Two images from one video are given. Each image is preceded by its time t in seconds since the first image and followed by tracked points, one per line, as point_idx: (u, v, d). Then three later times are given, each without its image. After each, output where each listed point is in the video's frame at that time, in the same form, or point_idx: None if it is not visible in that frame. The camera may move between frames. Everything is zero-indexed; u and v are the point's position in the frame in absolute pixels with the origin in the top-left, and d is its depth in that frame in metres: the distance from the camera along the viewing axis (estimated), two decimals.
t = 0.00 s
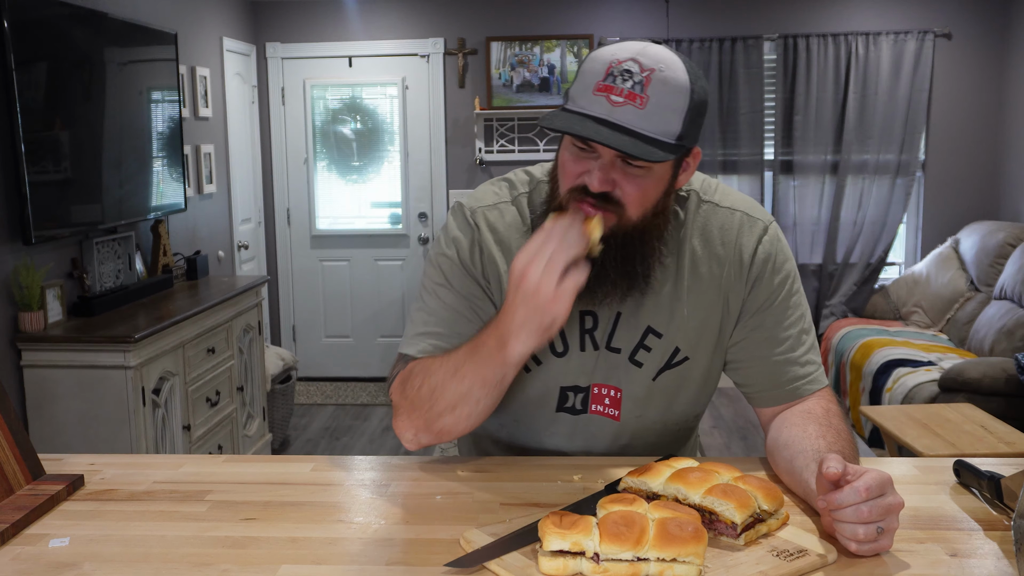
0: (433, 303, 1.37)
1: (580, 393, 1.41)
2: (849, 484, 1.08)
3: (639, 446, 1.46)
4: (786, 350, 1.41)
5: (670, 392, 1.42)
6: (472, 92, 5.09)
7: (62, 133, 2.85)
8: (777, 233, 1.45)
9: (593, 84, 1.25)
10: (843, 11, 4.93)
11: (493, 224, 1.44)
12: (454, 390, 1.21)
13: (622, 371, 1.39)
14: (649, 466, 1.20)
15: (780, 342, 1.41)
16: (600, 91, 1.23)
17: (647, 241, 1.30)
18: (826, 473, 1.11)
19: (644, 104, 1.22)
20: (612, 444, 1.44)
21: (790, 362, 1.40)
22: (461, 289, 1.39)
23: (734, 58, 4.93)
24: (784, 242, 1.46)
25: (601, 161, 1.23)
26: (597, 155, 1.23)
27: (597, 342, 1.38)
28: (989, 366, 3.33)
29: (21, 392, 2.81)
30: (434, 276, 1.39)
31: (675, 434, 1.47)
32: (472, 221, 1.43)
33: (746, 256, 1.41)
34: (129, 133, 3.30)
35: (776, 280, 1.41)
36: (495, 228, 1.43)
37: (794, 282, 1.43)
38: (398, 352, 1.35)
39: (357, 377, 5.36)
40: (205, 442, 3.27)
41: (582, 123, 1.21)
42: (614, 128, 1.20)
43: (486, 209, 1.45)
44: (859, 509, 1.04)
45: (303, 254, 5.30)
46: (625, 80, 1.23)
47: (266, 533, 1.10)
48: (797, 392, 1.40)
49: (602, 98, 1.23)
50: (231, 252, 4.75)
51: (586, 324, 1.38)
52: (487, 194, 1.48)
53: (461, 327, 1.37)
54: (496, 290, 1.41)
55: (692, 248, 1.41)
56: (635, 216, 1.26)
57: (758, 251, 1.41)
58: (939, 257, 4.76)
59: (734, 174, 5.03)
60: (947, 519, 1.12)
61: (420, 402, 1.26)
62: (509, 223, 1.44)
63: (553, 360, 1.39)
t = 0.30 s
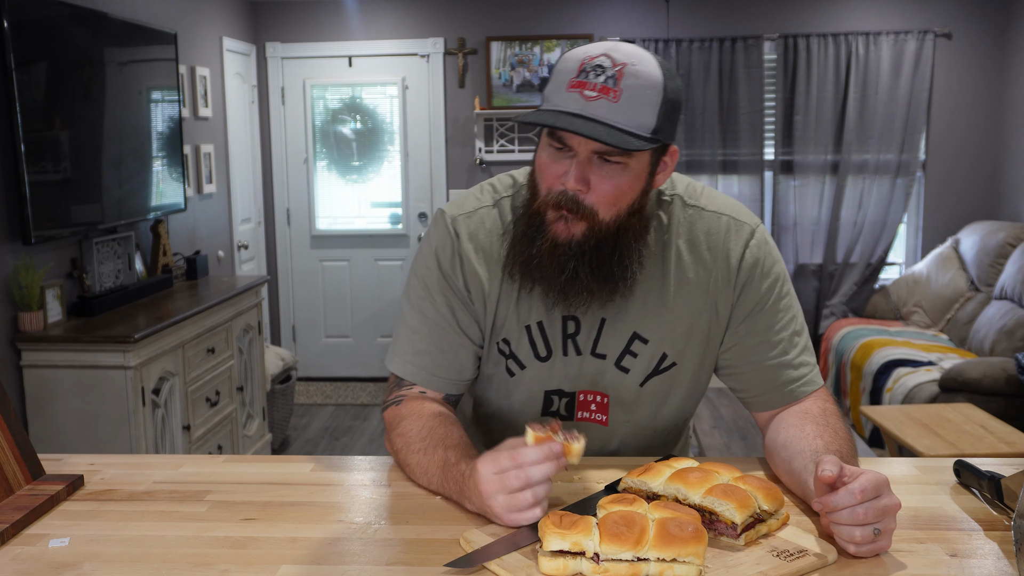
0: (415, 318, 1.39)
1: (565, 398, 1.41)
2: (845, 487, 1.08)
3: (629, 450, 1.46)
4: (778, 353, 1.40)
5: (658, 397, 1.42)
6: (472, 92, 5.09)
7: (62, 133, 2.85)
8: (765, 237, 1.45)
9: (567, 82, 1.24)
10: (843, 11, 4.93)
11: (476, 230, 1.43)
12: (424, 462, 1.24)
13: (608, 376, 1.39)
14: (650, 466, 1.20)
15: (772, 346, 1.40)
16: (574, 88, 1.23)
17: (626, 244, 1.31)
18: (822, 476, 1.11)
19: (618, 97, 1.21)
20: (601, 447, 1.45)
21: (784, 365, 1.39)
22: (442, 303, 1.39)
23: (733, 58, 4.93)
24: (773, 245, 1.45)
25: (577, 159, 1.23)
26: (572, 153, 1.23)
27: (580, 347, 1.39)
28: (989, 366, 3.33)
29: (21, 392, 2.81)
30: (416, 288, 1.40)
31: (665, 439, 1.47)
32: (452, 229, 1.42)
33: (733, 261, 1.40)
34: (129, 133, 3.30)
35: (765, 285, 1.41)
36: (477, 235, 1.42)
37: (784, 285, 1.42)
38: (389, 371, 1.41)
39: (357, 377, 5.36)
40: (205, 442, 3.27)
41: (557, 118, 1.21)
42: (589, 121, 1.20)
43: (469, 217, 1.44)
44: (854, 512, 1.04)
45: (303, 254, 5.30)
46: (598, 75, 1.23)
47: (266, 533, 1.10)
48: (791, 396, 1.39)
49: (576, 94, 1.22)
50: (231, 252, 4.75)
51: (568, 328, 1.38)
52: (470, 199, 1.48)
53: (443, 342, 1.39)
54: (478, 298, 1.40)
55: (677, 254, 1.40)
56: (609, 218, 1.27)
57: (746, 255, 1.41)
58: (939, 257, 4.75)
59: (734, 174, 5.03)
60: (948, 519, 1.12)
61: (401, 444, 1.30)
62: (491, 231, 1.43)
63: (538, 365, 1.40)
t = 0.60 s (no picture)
0: (392, 319, 1.40)
1: (550, 406, 1.41)
2: (838, 488, 1.09)
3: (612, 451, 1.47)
4: (770, 361, 1.39)
5: (640, 404, 1.42)
6: (472, 92, 5.09)
7: (62, 133, 2.85)
8: (749, 242, 1.43)
9: (530, 100, 1.20)
10: (843, 10, 4.93)
11: (456, 236, 1.43)
12: (415, 470, 1.23)
13: (589, 384, 1.40)
14: (650, 466, 1.20)
15: (761, 353, 1.40)
16: (540, 106, 1.19)
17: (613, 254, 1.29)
18: (817, 479, 1.11)
19: (587, 108, 1.18)
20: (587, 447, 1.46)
21: (773, 373, 1.39)
22: (420, 306, 1.40)
23: (734, 58, 4.94)
24: (757, 249, 1.44)
25: (552, 176, 1.21)
26: (548, 171, 1.21)
27: (561, 355, 1.39)
28: (989, 366, 3.33)
29: (21, 392, 2.81)
30: (395, 288, 1.41)
31: (648, 441, 1.48)
32: (433, 229, 1.43)
33: (715, 270, 1.39)
34: (129, 133, 3.30)
35: (748, 295, 1.40)
36: (457, 239, 1.43)
37: (770, 292, 1.41)
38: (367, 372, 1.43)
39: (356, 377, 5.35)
40: (205, 442, 3.27)
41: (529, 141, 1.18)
42: (562, 138, 1.17)
43: (449, 220, 1.44)
44: (850, 513, 1.04)
45: (303, 254, 5.30)
46: (562, 88, 1.20)
47: (266, 533, 1.10)
48: (784, 402, 1.38)
49: (543, 112, 1.19)
50: (231, 252, 4.75)
51: (549, 335, 1.39)
52: (450, 200, 1.48)
53: (422, 346, 1.41)
54: (456, 301, 1.41)
55: (659, 263, 1.40)
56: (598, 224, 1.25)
57: (728, 265, 1.39)
58: (939, 257, 4.75)
59: (734, 174, 5.03)
60: (948, 519, 1.12)
61: (390, 455, 1.28)
62: (471, 234, 1.43)
63: (519, 372, 1.40)
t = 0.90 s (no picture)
0: (391, 320, 1.40)
1: (549, 407, 1.41)
2: (840, 489, 1.08)
3: (609, 450, 1.47)
4: (770, 361, 1.39)
5: (639, 404, 1.42)
6: (472, 92, 5.09)
7: (62, 133, 2.85)
8: (749, 243, 1.43)
9: (526, 113, 1.20)
10: (844, 11, 4.93)
11: (455, 237, 1.43)
12: (415, 470, 1.23)
13: (589, 385, 1.40)
14: (649, 467, 1.20)
15: (763, 354, 1.40)
16: (537, 118, 1.19)
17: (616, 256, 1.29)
18: (819, 478, 1.11)
19: (586, 116, 1.18)
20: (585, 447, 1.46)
21: (774, 374, 1.39)
22: (418, 306, 1.40)
23: (734, 58, 4.94)
24: (756, 249, 1.44)
25: (556, 187, 1.20)
26: (551, 183, 1.20)
27: (560, 355, 1.39)
28: (989, 366, 3.33)
29: (21, 391, 2.81)
30: (394, 288, 1.41)
31: (646, 440, 1.48)
32: (430, 229, 1.43)
33: (715, 271, 1.39)
34: (129, 133, 3.30)
35: (749, 296, 1.39)
36: (455, 239, 1.43)
37: (770, 292, 1.41)
38: (364, 372, 1.43)
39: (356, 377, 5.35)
40: (205, 442, 3.27)
41: (531, 155, 1.17)
42: (565, 150, 1.17)
43: (447, 221, 1.44)
44: (851, 513, 1.04)
45: (303, 253, 5.30)
46: (557, 98, 1.19)
47: (266, 533, 1.10)
48: (785, 402, 1.38)
49: (542, 124, 1.18)
50: (231, 252, 4.75)
51: (549, 336, 1.38)
52: (449, 199, 1.48)
53: (420, 346, 1.41)
54: (455, 302, 1.41)
55: (660, 264, 1.40)
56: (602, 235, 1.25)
57: (728, 266, 1.39)
58: (939, 257, 4.76)
59: (734, 174, 5.03)
60: (948, 519, 1.12)
61: (389, 455, 1.28)
62: (469, 235, 1.43)
63: (518, 373, 1.40)
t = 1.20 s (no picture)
0: (392, 321, 1.40)
1: (552, 408, 1.41)
2: (840, 490, 1.08)
3: (613, 451, 1.47)
4: (771, 361, 1.39)
5: (642, 405, 1.42)
6: (472, 92, 5.09)
7: (62, 133, 2.85)
8: (750, 242, 1.43)
9: (538, 125, 1.20)
10: (844, 10, 4.93)
11: (456, 237, 1.42)
12: (417, 469, 1.23)
13: (592, 385, 1.40)
14: (649, 467, 1.20)
15: (766, 354, 1.40)
16: (550, 131, 1.19)
17: (629, 259, 1.30)
18: (819, 479, 1.11)
19: (598, 127, 1.18)
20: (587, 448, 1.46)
21: (776, 373, 1.39)
22: (419, 307, 1.40)
23: (734, 58, 4.94)
24: (757, 249, 1.43)
25: (568, 199, 1.20)
26: (564, 195, 1.20)
27: (563, 356, 1.39)
28: (989, 366, 3.33)
29: (21, 391, 2.81)
30: (395, 290, 1.41)
31: (648, 440, 1.48)
32: (432, 229, 1.43)
33: (717, 271, 1.39)
34: (129, 133, 3.30)
35: (750, 296, 1.39)
36: (457, 239, 1.42)
37: (771, 291, 1.41)
38: (365, 373, 1.43)
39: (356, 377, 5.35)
40: (205, 442, 3.27)
41: (546, 169, 1.17)
42: (580, 164, 1.17)
43: (448, 221, 1.43)
44: (851, 514, 1.04)
45: (303, 254, 5.30)
46: (569, 110, 1.19)
47: (267, 533, 1.10)
48: (785, 402, 1.38)
49: (555, 137, 1.18)
50: (231, 252, 4.75)
51: (552, 337, 1.38)
52: (450, 199, 1.48)
53: (421, 348, 1.41)
54: (456, 303, 1.41)
55: (663, 265, 1.39)
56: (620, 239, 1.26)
57: (730, 266, 1.39)
58: (939, 257, 4.76)
59: (734, 174, 5.03)
60: (947, 519, 1.12)
61: (391, 454, 1.28)
62: (470, 235, 1.42)
63: (520, 374, 1.40)
